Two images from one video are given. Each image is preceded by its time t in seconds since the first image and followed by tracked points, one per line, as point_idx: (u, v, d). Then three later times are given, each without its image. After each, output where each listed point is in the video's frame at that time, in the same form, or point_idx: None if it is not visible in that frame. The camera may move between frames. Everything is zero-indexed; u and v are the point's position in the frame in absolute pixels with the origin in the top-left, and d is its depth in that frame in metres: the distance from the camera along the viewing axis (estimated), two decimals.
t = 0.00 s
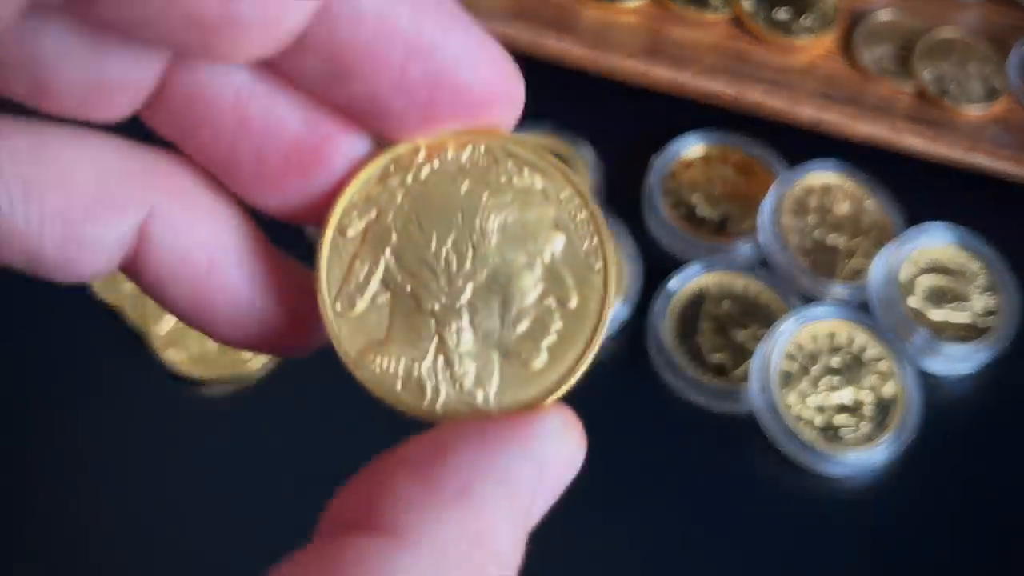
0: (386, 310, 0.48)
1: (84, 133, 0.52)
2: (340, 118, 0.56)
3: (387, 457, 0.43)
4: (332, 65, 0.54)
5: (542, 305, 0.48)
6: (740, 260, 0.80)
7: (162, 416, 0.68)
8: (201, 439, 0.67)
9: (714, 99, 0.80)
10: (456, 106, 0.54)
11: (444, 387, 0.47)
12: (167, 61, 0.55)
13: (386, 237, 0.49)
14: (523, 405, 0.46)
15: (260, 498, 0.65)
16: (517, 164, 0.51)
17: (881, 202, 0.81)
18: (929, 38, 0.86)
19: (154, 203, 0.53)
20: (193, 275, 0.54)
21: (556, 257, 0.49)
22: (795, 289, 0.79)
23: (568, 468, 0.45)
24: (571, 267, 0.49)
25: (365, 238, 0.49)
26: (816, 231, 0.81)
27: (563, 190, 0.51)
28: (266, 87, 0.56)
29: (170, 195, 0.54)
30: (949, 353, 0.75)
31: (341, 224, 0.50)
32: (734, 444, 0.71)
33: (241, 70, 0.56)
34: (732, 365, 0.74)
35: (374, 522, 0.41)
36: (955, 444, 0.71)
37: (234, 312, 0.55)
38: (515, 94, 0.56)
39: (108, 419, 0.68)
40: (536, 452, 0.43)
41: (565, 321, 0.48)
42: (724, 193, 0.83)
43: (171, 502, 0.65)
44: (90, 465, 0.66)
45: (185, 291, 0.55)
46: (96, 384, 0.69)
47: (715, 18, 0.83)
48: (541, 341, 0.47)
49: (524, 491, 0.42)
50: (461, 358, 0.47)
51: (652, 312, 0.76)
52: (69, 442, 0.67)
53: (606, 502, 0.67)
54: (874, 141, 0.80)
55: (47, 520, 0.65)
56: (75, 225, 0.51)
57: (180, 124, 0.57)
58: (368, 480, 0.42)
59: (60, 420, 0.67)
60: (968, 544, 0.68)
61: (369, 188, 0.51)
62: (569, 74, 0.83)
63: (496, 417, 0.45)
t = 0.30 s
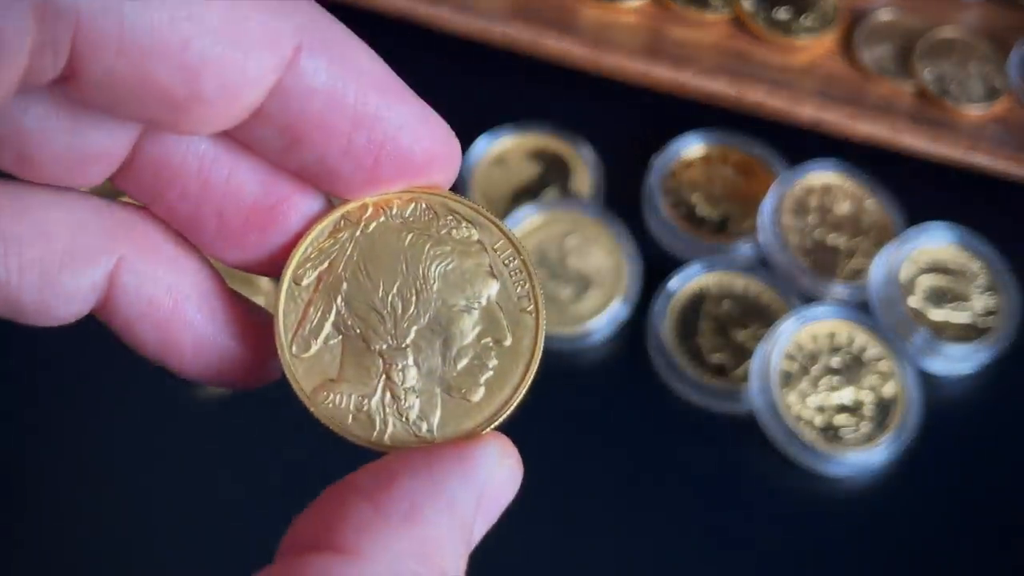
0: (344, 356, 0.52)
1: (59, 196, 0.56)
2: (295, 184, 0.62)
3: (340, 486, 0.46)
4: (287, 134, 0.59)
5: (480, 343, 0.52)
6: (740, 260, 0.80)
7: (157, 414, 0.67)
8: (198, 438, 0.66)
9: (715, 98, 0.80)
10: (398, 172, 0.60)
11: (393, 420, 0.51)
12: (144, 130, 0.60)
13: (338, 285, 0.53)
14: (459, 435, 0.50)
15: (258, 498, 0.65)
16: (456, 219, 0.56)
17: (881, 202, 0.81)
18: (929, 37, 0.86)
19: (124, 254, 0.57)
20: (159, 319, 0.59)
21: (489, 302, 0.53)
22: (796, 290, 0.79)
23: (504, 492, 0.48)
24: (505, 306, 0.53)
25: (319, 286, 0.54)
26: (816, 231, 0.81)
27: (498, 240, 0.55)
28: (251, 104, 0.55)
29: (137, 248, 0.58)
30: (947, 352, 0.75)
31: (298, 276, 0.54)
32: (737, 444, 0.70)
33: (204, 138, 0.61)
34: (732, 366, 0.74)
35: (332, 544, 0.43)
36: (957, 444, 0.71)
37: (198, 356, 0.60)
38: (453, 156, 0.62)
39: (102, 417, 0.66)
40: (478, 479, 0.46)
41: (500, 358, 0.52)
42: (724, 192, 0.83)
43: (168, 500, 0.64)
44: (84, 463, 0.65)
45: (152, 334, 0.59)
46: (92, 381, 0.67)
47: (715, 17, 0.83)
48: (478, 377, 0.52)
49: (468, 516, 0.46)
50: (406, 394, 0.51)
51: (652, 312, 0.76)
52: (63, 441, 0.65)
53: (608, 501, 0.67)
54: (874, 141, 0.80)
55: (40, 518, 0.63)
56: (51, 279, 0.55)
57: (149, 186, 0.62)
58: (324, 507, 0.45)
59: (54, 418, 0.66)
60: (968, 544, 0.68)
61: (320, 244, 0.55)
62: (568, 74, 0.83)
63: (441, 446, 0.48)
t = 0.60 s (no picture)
0: (334, 356, 0.52)
1: (47, 193, 0.56)
2: (284, 182, 0.62)
3: (334, 482, 0.46)
4: (276, 131, 0.59)
5: (473, 339, 0.52)
6: (740, 260, 0.80)
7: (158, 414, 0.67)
8: (198, 437, 0.66)
9: (716, 98, 0.80)
10: (387, 167, 0.60)
11: (387, 418, 0.51)
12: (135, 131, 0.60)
13: (329, 285, 0.53)
14: (455, 431, 0.50)
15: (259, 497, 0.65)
16: (446, 216, 0.56)
17: (881, 202, 0.81)
18: (929, 37, 0.86)
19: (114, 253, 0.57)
20: (149, 318, 0.59)
21: (482, 298, 0.53)
22: (796, 290, 0.79)
23: (500, 487, 0.48)
24: (497, 302, 0.53)
25: (311, 286, 0.54)
26: (816, 231, 0.81)
27: (487, 236, 0.55)
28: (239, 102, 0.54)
29: (126, 246, 0.58)
30: (947, 352, 0.75)
31: (290, 275, 0.54)
32: (738, 444, 0.70)
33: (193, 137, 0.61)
34: (732, 366, 0.74)
35: (327, 541, 0.43)
36: (957, 443, 0.71)
37: (190, 354, 0.60)
38: (440, 151, 0.62)
39: (102, 417, 0.66)
40: (473, 475, 0.46)
41: (494, 353, 0.52)
42: (724, 192, 0.83)
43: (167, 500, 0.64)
44: (84, 463, 0.65)
45: (142, 333, 0.59)
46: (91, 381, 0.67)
47: (715, 17, 0.83)
48: (472, 372, 0.52)
49: (463, 511, 0.46)
50: (400, 391, 0.51)
51: (652, 312, 0.76)
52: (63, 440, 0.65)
53: (608, 501, 0.67)
54: (875, 141, 0.80)
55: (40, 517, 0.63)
56: (41, 276, 0.54)
57: (138, 188, 0.62)
58: (318, 504, 0.45)
59: (54, 417, 0.66)
60: (968, 543, 0.68)
61: (309, 244, 0.55)
62: (568, 74, 0.83)
63: (435, 441, 0.48)
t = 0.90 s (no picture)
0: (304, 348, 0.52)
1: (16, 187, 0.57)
2: (251, 178, 0.62)
3: (314, 475, 0.46)
4: (245, 121, 0.59)
5: (447, 330, 0.52)
6: (740, 260, 0.80)
7: (157, 414, 0.66)
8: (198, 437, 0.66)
9: (716, 98, 0.80)
10: (356, 159, 0.60)
11: (364, 412, 0.50)
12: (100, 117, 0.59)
13: (300, 280, 0.53)
14: (432, 423, 0.50)
15: (259, 498, 0.65)
16: (416, 208, 0.56)
17: (881, 202, 0.81)
18: (929, 37, 0.86)
19: (80, 248, 0.57)
20: (107, 315, 0.59)
21: (454, 289, 0.53)
22: (796, 290, 0.79)
23: (477, 477, 0.48)
24: (470, 293, 0.53)
25: (282, 281, 0.53)
26: (816, 231, 0.81)
27: (457, 225, 0.55)
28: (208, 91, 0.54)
29: (92, 243, 0.58)
30: (947, 352, 0.75)
31: (260, 271, 0.54)
32: (738, 443, 0.70)
33: (162, 129, 0.61)
34: (732, 366, 0.74)
35: (308, 535, 0.43)
36: (957, 443, 0.71)
37: (148, 357, 0.60)
38: (411, 145, 0.62)
39: (102, 417, 0.66)
40: (451, 465, 0.46)
41: (468, 344, 0.52)
42: (724, 192, 0.83)
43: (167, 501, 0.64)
44: (84, 464, 0.65)
45: (99, 329, 0.59)
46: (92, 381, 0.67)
47: (715, 17, 0.83)
48: (447, 364, 0.52)
49: (443, 501, 0.46)
50: (376, 385, 0.51)
51: (652, 312, 0.76)
52: (63, 441, 0.65)
53: (609, 501, 0.67)
54: (875, 141, 0.80)
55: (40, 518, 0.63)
56: (8, 268, 0.55)
57: (105, 179, 0.62)
58: (297, 498, 0.45)
59: (55, 418, 0.66)
60: (968, 543, 0.68)
61: (280, 239, 0.55)
62: (568, 74, 0.83)
63: (413, 434, 0.49)
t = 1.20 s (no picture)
0: (275, 363, 0.52)
1: None
2: (205, 192, 0.60)
3: (300, 473, 0.46)
4: (201, 113, 0.59)
5: (419, 327, 0.53)
6: (740, 260, 0.80)
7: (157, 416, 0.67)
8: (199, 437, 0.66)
9: (716, 98, 0.80)
10: (312, 156, 0.61)
11: (347, 418, 0.51)
12: (64, 113, 0.58)
13: (267, 296, 0.53)
14: (415, 420, 0.52)
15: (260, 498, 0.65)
16: (373, 208, 0.56)
17: (881, 202, 0.81)
18: (929, 37, 0.86)
19: (38, 256, 0.57)
20: (56, 326, 0.58)
21: (420, 285, 0.54)
22: (796, 290, 0.79)
23: (460, 476, 0.49)
24: (436, 287, 0.54)
25: (248, 298, 0.53)
26: (816, 231, 0.81)
27: (415, 221, 0.56)
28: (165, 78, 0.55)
29: (50, 252, 0.58)
30: (947, 352, 0.75)
31: (224, 291, 0.53)
32: (738, 443, 0.70)
33: (119, 130, 0.60)
34: (732, 365, 0.74)
35: (298, 532, 0.43)
36: (957, 443, 0.71)
37: (91, 378, 0.59)
38: (367, 146, 0.63)
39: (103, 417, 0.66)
40: (436, 463, 0.47)
41: (440, 339, 0.54)
42: (724, 192, 0.83)
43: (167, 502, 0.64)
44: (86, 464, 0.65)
45: (42, 342, 0.58)
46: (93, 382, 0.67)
47: (715, 17, 0.83)
48: (421, 361, 0.53)
49: (428, 500, 0.46)
50: (355, 391, 0.52)
51: (652, 312, 0.76)
52: (63, 442, 0.66)
53: (609, 501, 0.67)
54: (875, 141, 0.80)
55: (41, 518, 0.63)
56: None
57: (56, 180, 0.60)
58: (284, 495, 0.45)
59: (55, 419, 0.66)
60: (967, 543, 0.68)
61: (240, 256, 0.54)
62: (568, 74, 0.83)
63: (399, 432, 0.50)
